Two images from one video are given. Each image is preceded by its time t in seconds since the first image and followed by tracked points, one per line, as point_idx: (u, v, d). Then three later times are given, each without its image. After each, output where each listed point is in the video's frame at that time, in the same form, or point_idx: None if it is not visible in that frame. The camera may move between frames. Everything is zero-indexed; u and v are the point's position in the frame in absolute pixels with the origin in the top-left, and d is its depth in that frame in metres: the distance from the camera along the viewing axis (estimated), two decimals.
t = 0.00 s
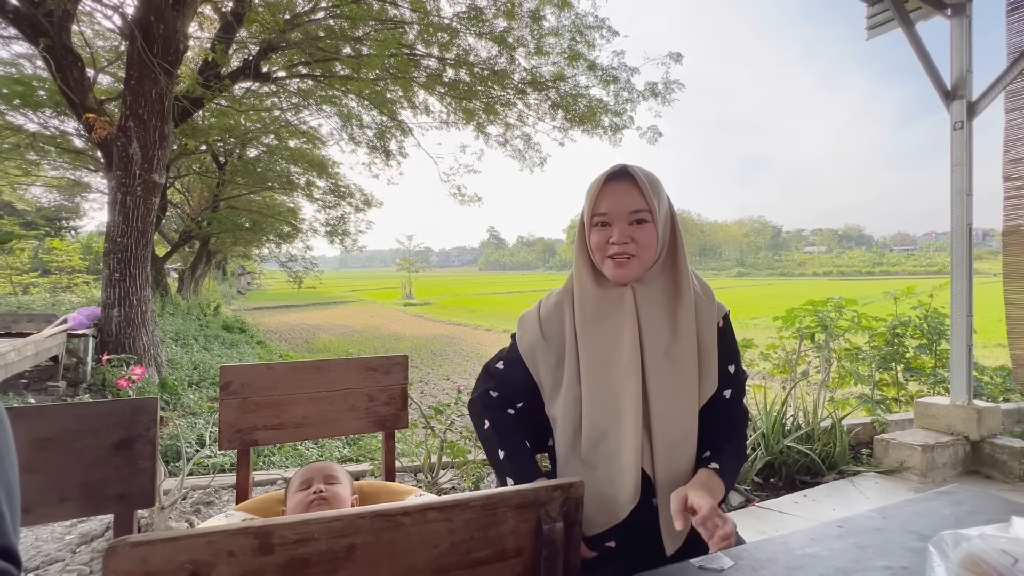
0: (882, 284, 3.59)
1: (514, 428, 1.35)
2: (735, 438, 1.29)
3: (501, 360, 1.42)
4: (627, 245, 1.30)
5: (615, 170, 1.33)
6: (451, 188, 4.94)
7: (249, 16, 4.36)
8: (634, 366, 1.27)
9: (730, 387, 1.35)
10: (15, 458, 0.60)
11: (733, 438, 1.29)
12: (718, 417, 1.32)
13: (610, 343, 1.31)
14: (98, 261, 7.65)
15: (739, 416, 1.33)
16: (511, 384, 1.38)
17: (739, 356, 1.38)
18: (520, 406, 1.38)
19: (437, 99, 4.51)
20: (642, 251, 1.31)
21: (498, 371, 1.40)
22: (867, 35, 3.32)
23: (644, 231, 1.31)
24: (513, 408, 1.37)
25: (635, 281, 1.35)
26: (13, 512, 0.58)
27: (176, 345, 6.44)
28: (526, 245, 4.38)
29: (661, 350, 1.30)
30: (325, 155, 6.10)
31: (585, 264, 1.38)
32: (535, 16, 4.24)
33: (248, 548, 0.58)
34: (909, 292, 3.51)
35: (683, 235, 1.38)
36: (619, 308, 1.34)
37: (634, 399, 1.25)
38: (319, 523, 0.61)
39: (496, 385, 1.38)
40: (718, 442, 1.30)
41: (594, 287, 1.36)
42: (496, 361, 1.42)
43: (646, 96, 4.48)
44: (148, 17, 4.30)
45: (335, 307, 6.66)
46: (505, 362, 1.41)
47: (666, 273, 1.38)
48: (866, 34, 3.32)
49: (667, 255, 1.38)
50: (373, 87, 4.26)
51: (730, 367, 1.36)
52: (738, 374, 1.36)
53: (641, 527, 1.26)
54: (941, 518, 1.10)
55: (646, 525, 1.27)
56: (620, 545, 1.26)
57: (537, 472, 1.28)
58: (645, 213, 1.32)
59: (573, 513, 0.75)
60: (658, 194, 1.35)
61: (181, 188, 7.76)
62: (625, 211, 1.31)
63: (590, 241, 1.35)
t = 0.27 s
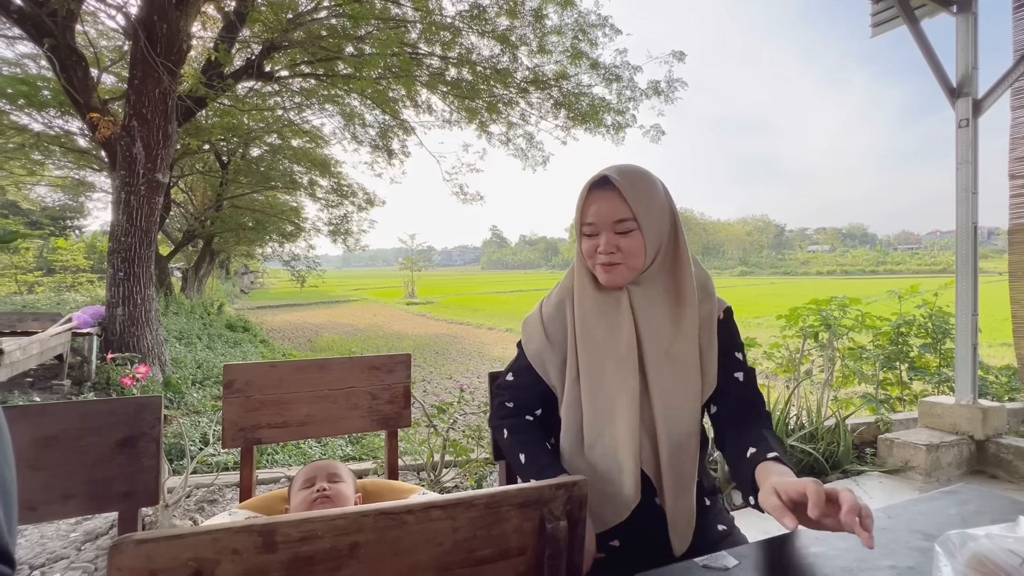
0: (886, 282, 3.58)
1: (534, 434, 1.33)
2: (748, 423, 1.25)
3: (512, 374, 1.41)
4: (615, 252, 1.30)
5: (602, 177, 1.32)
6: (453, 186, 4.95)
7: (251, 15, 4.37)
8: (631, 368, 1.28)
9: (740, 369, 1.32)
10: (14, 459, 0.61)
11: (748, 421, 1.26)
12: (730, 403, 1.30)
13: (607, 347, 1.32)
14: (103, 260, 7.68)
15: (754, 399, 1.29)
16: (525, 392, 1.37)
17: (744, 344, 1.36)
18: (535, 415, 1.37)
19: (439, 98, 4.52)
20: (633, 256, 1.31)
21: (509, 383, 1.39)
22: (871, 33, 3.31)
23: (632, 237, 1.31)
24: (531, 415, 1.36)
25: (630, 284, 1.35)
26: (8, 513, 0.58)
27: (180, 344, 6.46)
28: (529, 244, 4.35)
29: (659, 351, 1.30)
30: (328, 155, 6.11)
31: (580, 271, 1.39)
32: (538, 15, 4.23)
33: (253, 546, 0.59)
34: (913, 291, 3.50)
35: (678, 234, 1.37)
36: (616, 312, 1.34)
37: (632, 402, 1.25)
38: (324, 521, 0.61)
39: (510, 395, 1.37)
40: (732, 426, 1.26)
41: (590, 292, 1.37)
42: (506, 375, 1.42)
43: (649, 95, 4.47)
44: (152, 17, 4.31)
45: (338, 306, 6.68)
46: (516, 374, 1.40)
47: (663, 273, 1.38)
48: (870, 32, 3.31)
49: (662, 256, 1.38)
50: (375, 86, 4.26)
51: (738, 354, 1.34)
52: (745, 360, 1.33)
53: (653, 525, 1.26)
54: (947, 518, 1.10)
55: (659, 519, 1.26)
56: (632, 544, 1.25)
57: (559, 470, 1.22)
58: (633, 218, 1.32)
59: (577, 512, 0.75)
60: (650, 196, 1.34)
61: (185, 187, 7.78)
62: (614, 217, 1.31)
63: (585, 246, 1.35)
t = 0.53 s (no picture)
0: (891, 281, 3.56)
1: (533, 432, 1.33)
2: (748, 427, 1.24)
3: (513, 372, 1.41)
4: (600, 252, 1.32)
5: (590, 179, 1.35)
6: (456, 185, 4.95)
7: (255, 14, 4.38)
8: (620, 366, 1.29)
9: (743, 374, 1.31)
10: (16, 457, 0.62)
11: (751, 426, 1.25)
12: (732, 406, 1.29)
13: (599, 346, 1.33)
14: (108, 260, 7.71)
15: (757, 403, 1.28)
16: (526, 391, 1.37)
17: (747, 347, 1.35)
18: (535, 414, 1.37)
19: (443, 97, 4.52)
20: (620, 255, 1.32)
21: (510, 381, 1.39)
22: (876, 30, 3.30)
23: (618, 236, 1.32)
24: (531, 413, 1.36)
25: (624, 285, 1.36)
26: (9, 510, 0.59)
27: (185, 343, 6.48)
28: (531, 243, 4.33)
29: (651, 351, 1.30)
30: (332, 154, 6.13)
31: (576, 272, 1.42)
32: (541, 13, 4.22)
33: (258, 544, 0.59)
34: (919, 290, 3.48)
35: (675, 235, 1.37)
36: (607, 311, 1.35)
37: (621, 399, 1.26)
38: (329, 519, 0.61)
39: (511, 394, 1.37)
40: (735, 430, 1.26)
41: (585, 292, 1.39)
42: (508, 373, 1.42)
43: (652, 92, 4.46)
44: (156, 16, 4.32)
45: (341, 305, 6.70)
46: (517, 372, 1.40)
47: (659, 274, 1.39)
48: (875, 29, 3.29)
49: (659, 257, 1.38)
50: (378, 85, 4.27)
51: (741, 358, 1.33)
52: (748, 364, 1.32)
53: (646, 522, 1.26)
54: (953, 518, 1.09)
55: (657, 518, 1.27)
56: (633, 544, 1.25)
57: (554, 469, 1.22)
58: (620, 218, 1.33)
59: (582, 511, 0.75)
60: (644, 198, 1.35)
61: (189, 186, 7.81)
62: (601, 217, 1.33)
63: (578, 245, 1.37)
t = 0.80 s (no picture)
0: (896, 280, 3.55)
1: (538, 431, 1.33)
2: (753, 426, 1.24)
3: (517, 371, 1.42)
4: (603, 249, 1.32)
5: (594, 177, 1.35)
6: (459, 184, 4.95)
7: (258, 14, 4.39)
8: (623, 364, 1.29)
9: (748, 372, 1.30)
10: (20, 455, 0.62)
11: (756, 425, 1.24)
12: (737, 405, 1.28)
13: (603, 343, 1.33)
14: (112, 259, 7.74)
15: (763, 401, 1.27)
16: (530, 390, 1.38)
17: (754, 344, 1.34)
18: (539, 413, 1.37)
19: (445, 96, 4.52)
20: (624, 253, 1.32)
21: (514, 380, 1.40)
22: (882, 27, 3.28)
23: (621, 234, 1.32)
24: (535, 412, 1.36)
25: (628, 283, 1.36)
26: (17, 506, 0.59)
27: (189, 342, 6.50)
28: (534, 241, 4.31)
29: (654, 349, 1.30)
30: (334, 153, 6.14)
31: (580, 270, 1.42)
32: (544, 11, 4.21)
33: (263, 542, 0.59)
34: (924, 288, 3.46)
35: (680, 232, 1.36)
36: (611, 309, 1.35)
37: (624, 397, 1.26)
38: (334, 517, 0.61)
39: (514, 392, 1.38)
40: (740, 429, 1.25)
41: (588, 289, 1.39)
42: (512, 371, 1.43)
43: (655, 90, 4.45)
44: (160, 16, 4.33)
45: (344, 304, 6.71)
46: (520, 371, 1.41)
47: (664, 272, 1.38)
48: (880, 26, 3.28)
49: (664, 255, 1.38)
50: (380, 84, 4.26)
51: (746, 355, 1.32)
52: (754, 362, 1.31)
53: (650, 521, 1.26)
54: (962, 517, 1.09)
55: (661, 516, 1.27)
56: (638, 544, 1.25)
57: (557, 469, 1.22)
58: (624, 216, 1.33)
59: (587, 510, 0.74)
60: (648, 195, 1.35)
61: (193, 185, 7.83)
62: (604, 215, 1.33)
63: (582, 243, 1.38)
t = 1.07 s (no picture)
0: (901, 278, 3.53)
1: (540, 430, 1.33)
2: (756, 427, 1.24)
3: (520, 369, 1.43)
4: (607, 249, 1.32)
5: (597, 176, 1.35)
6: (462, 182, 4.95)
7: (261, 13, 4.39)
8: (627, 363, 1.29)
9: (750, 371, 1.30)
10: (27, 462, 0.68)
11: (758, 425, 1.25)
12: (739, 405, 1.28)
13: (606, 343, 1.32)
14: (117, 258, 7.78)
15: (765, 401, 1.27)
16: (533, 388, 1.38)
17: (757, 344, 1.33)
18: (543, 411, 1.37)
19: (448, 94, 4.53)
20: (628, 253, 1.32)
21: (518, 379, 1.41)
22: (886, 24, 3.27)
23: (625, 234, 1.32)
24: (538, 411, 1.37)
25: (631, 282, 1.36)
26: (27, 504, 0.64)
27: (193, 340, 6.52)
28: (536, 240, 4.30)
29: (658, 348, 1.30)
30: (337, 152, 6.14)
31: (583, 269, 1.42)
32: (546, 9, 4.20)
33: (267, 539, 0.59)
34: (930, 287, 3.44)
35: (684, 231, 1.36)
36: (614, 308, 1.35)
37: (627, 397, 1.26)
38: (337, 515, 0.61)
39: (518, 391, 1.39)
40: (743, 429, 1.25)
41: (592, 288, 1.39)
42: (516, 369, 1.44)
43: (658, 88, 4.44)
44: (163, 16, 4.34)
45: (348, 302, 6.73)
46: (524, 370, 1.41)
47: (668, 271, 1.38)
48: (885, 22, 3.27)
49: (668, 254, 1.38)
50: (383, 82, 4.26)
51: (749, 355, 1.32)
52: (757, 362, 1.31)
53: (653, 520, 1.26)
54: (966, 517, 1.09)
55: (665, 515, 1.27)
56: (641, 543, 1.25)
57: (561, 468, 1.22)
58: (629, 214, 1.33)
59: (589, 508, 0.75)
60: (652, 194, 1.35)
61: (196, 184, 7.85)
62: (608, 215, 1.33)
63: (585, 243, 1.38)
